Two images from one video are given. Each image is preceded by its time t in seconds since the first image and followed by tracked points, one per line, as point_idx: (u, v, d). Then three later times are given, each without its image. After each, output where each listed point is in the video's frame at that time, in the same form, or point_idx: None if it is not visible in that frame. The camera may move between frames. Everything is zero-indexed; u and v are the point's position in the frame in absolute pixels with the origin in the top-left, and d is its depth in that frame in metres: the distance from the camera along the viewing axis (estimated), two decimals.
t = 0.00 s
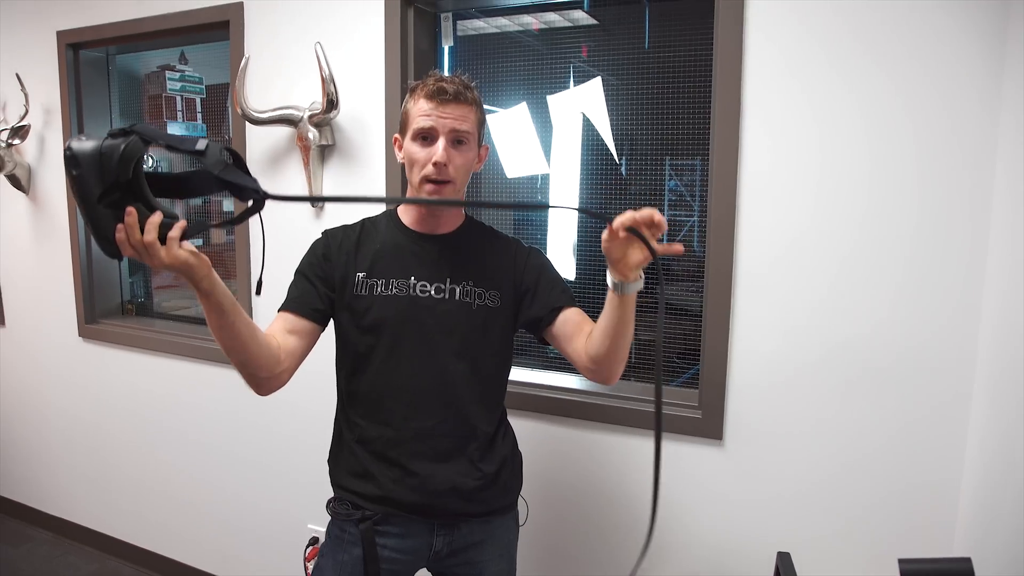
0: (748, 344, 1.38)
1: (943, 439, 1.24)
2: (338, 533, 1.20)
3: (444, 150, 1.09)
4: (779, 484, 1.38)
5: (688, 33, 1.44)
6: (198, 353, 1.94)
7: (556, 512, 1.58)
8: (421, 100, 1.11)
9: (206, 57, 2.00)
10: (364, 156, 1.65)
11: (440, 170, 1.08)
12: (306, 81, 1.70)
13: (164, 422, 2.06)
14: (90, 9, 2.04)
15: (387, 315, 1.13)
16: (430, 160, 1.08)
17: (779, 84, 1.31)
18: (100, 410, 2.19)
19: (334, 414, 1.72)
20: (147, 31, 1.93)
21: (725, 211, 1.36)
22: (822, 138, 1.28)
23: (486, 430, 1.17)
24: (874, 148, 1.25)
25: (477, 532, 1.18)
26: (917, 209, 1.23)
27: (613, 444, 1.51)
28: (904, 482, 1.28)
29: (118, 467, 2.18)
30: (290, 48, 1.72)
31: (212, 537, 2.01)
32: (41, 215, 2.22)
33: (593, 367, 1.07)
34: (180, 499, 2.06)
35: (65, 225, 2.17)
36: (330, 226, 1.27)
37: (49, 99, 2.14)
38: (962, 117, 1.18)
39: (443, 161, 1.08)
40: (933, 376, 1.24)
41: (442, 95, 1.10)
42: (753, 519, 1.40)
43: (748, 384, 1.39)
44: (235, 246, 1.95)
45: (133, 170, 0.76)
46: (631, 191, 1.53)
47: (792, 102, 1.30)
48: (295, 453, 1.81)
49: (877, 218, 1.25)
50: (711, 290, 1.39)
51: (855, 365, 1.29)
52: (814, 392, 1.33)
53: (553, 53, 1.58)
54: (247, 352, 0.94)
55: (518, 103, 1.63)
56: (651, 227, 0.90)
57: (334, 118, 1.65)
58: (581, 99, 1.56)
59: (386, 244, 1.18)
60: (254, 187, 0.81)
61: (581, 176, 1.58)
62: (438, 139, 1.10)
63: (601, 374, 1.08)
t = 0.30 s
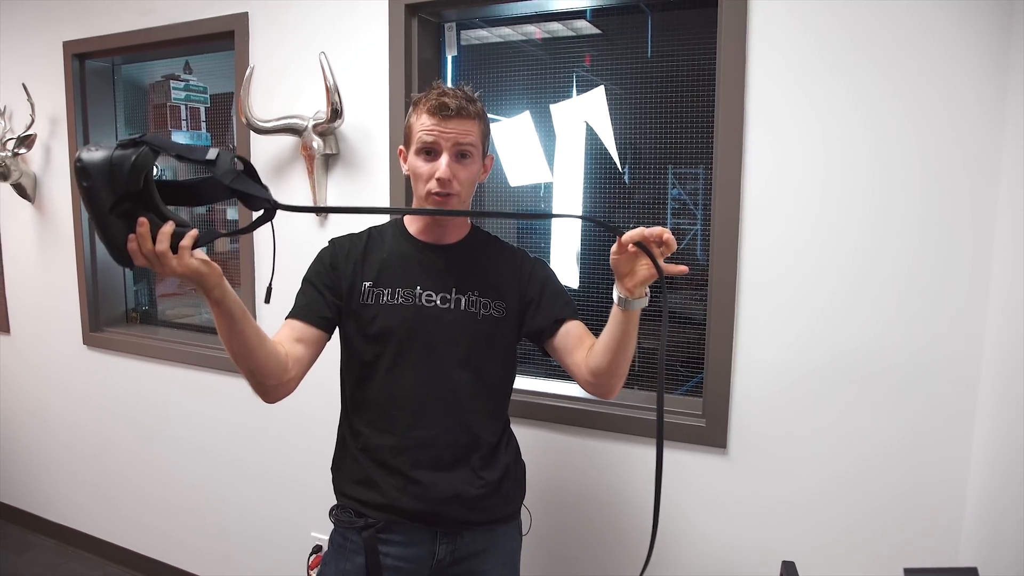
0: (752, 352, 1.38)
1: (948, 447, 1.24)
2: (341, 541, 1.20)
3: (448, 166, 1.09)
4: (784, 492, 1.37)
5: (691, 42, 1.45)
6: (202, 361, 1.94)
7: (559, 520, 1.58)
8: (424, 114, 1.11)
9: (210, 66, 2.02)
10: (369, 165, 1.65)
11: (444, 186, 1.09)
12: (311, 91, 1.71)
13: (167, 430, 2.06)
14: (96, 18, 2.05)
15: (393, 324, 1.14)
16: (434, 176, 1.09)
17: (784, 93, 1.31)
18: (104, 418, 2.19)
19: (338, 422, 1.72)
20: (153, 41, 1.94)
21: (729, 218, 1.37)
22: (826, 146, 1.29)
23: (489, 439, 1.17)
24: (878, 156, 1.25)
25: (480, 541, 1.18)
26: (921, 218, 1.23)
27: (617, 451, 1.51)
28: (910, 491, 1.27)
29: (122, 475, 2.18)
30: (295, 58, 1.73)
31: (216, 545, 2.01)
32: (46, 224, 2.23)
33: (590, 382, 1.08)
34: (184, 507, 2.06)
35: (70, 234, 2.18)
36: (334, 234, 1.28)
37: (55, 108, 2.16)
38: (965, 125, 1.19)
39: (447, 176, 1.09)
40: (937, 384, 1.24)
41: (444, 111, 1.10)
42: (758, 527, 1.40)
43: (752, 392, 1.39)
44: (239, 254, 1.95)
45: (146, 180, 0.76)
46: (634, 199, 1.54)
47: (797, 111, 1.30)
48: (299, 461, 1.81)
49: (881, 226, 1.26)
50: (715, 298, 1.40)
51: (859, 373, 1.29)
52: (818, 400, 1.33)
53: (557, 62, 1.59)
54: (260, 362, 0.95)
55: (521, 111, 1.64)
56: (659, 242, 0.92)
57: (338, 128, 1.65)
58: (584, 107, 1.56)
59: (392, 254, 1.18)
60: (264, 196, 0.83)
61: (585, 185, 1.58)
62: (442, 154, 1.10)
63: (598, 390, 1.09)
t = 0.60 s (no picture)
0: (756, 355, 1.38)
1: (952, 450, 1.24)
2: (344, 544, 1.20)
3: (452, 154, 1.09)
4: (788, 496, 1.37)
5: (693, 45, 1.46)
6: (205, 366, 1.95)
7: (562, 524, 1.58)
8: (429, 107, 1.12)
9: (213, 71, 2.02)
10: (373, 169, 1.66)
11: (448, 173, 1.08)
12: (315, 96, 1.72)
13: (171, 434, 2.07)
14: (100, 23, 2.06)
15: (396, 324, 1.14)
16: (438, 163, 1.09)
17: (786, 95, 1.32)
18: (108, 422, 2.20)
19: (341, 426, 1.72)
20: (156, 46, 1.94)
21: (732, 220, 1.37)
22: (829, 148, 1.29)
23: (491, 441, 1.17)
24: (880, 159, 1.25)
25: (483, 544, 1.18)
26: (924, 219, 1.23)
27: (619, 455, 1.51)
28: (915, 493, 1.27)
29: (125, 479, 2.18)
30: (297, 62, 1.74)
31: (219, 550, 2.01)
32: (49, 229, 2.23)
33: (592, 384, 1.07)
34: (187, 512, 2.06)
35: (73, 238, 2.18)
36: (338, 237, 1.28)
37: (59, 113, 2.16)
38: (967, 128, 1.19)
39: (451, 163, 1.08)
40: (941, 387, 1.24)
41: (449, 102, 1.11)
42: (762, 531, 1.40)
43: (756, 395, 1.39)
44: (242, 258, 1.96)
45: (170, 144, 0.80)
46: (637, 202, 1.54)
47: (799, 113, 1.31)
48: (303, 465, 1.81)
49: (883, 228, 1.26)
50: (718, 300, 1.40)
51: (862, 376, 1.29)
52: (822, 403, 1.33)
53: (559, 66, 1.59)
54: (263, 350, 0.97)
55: (524, 116, 1.64)
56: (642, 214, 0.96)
57: (341, 132, 1.66)
58: (587, 112, 1.57)
59: (395, 254, 1.18)
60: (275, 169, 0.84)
61: (588, 189, 1.59)
62: (446, 144, 1.11)
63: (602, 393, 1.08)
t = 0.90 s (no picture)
0: (756, 356, 1.38)
1: (954, 451, 1.24)
2: (345, 542, 1.20)
3: (452, 167, 1.10)
4: (790, 497, 1.37)
5: (695, 48, 1.46)
6: (207, 368, 1.95)
7: (562, 524, 1.58)
8: (431, 116, 1.12)
9: (215, 74, 2.02)
10: (374, 171, 1.66)
11: (447, 186, 1.09)
12: (316, 98, 1.72)
13: (172, 436, 2.07)
14: (101, 26, 2.06)
15: (396, 329, 1.14)
16: (438, 176, 1.09)
17: (787, 97, 1.32)
18: (110, 425, 2.20)
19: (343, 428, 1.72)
20: (158, 49, 1.95)
21: (732, 223, 1.37)
22: (830, 151, 1.29)
23: (490, 444, 1.17)
24: (880, 161, 1.25)
25: (482, 543, 1.18)
26: (924, 221, 1.23)
27: (620, 456, 1.51)
28: (917, 494, 1.27)
29: (127, 482, 2.19)
30: (299, 65, 1.74)
31: (221, 552, 2.01)
32: (51, 231, 2.23)
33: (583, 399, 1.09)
34: (189, 514, 2.06)
35: (75, 241, 2.18)
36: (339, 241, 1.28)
37: (61, 116, 2.16)
38: (968, 129, 1.19)
39: (451, 176, 1.09)
40: (943, 388, 1.24)
41: (451, 112, 1.11)
42: (764, 532, 1.40)
43: (758, 396, 1.39)
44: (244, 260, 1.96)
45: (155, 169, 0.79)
46: (638, 204, 1.54)
47: (800, 115, 1.31)
48: (304, 467, 1.81)
49: (883, 229, 1.26)
50: (719, 302, 1.40)
51: (864, 377, 1.29)
52: (823, 405, 1.33)
53: (561, 68, 1.59)
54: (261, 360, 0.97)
55: (526, 118, 1.64)
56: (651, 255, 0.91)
57: (343, 135, 1.66)
58: (588, 114, 1.57)
59: (396, 258, 1.19)
60: (265, 194, 0.83)
61: (590, 192, 1.59)
62: (447, 155, 1.11)
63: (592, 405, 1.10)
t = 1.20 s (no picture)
0: (758, 354, 1.38)
1: (955, 451, 1.24)
2: (346, 536, 1.20)
3: (468, 186, 1.07)
4: (790, 496, 1.37)
5: (698, 47, 1.46)
6: (209, 366, 1.95)
7: (563, 521, 1.58)
8: (445, 126, 1.05)
9: (217, 71, 2.02)
10: (376, 169, 1.66)
11: (462, 207, 1.08)
12: (319, 96, 1.72)
13: (174, 433, 2.07)
14: (103, 23, 2.06)
15: (397, 330, 1.13)
16: (453, 195, 1.07)
17: (789, 97, 1.32)
18: (110, 421, 2.20)
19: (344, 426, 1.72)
20: (161, 46, 1.95)
21: (735, 224, 1.37)
22: (832, 151, 1.29)
23: (491, 440, 1.18)
24: (882, 160, 1.25)
25: (482, 535, 1.19)
26: (926, 220, 1.23)
27: (621, 454, 1.51)
28: (918, 493, 1.27)
29: (128, 478, 2.19)
30: (302, 63, 1.74)
31: (221, 549, 2.02)
32: (53, 228, 2.24)
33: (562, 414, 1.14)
34: (190, 511, 2.07)
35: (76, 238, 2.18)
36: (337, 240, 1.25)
37: (63, 113, 2.17)
38: (971, 130, 1.19)
39: (466, 198, 1.07)
40: (944, 387, 1.24)
41: (469, 126, 1.05)
42: (765, 532, 1.40)
43: (759, 395, 1.39)
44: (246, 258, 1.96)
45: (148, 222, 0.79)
46: (640, 202, 1.54)
47: (803, 115, 1.31)
48: (305, 464, 1.81)
49: (886, 229, 1.26)
50: (722, 304, 1.39)
51: (865, 376, 1.29)
52: (825, 403, 1.33)
53: (563, 67, 1.59)
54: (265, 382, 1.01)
55: (528, 116, 1.64)
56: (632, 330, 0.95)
57: (345, 133, 1.66)
58: (591, 112, 1.57)
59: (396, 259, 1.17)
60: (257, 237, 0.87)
61: (592, 190, 1.59)
62: (462, 172, 1.07)
63: (567, 414, 1.14)
